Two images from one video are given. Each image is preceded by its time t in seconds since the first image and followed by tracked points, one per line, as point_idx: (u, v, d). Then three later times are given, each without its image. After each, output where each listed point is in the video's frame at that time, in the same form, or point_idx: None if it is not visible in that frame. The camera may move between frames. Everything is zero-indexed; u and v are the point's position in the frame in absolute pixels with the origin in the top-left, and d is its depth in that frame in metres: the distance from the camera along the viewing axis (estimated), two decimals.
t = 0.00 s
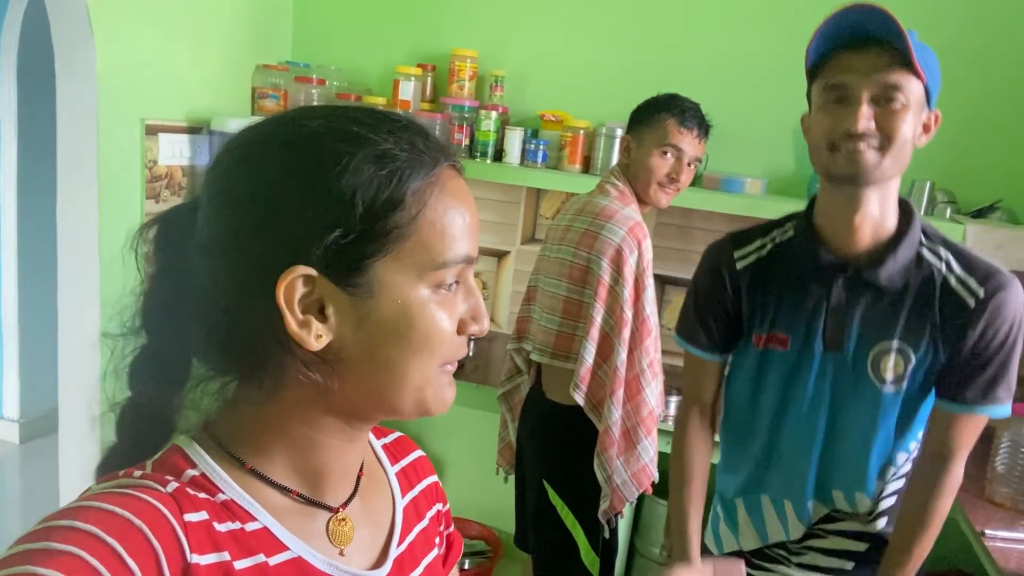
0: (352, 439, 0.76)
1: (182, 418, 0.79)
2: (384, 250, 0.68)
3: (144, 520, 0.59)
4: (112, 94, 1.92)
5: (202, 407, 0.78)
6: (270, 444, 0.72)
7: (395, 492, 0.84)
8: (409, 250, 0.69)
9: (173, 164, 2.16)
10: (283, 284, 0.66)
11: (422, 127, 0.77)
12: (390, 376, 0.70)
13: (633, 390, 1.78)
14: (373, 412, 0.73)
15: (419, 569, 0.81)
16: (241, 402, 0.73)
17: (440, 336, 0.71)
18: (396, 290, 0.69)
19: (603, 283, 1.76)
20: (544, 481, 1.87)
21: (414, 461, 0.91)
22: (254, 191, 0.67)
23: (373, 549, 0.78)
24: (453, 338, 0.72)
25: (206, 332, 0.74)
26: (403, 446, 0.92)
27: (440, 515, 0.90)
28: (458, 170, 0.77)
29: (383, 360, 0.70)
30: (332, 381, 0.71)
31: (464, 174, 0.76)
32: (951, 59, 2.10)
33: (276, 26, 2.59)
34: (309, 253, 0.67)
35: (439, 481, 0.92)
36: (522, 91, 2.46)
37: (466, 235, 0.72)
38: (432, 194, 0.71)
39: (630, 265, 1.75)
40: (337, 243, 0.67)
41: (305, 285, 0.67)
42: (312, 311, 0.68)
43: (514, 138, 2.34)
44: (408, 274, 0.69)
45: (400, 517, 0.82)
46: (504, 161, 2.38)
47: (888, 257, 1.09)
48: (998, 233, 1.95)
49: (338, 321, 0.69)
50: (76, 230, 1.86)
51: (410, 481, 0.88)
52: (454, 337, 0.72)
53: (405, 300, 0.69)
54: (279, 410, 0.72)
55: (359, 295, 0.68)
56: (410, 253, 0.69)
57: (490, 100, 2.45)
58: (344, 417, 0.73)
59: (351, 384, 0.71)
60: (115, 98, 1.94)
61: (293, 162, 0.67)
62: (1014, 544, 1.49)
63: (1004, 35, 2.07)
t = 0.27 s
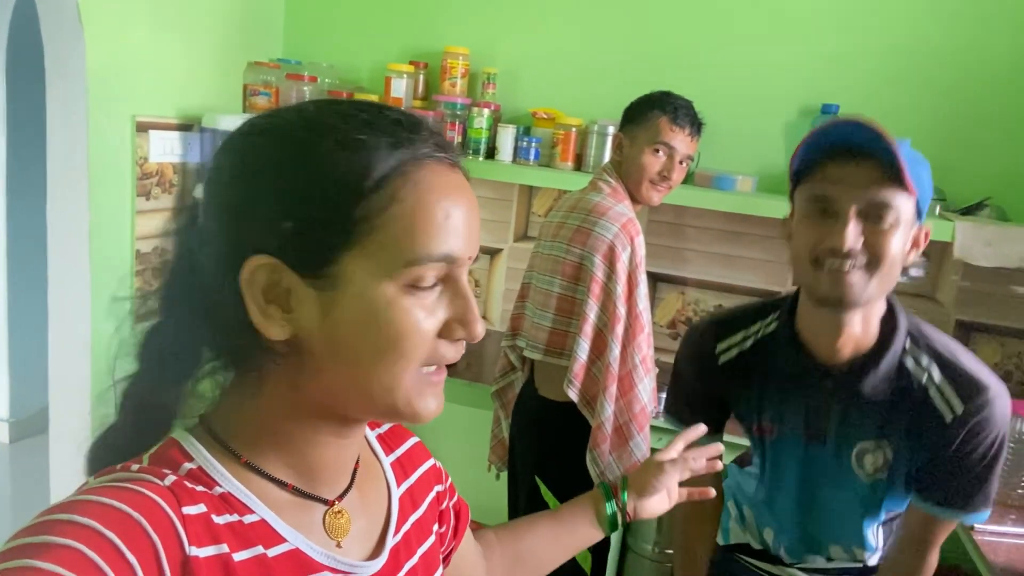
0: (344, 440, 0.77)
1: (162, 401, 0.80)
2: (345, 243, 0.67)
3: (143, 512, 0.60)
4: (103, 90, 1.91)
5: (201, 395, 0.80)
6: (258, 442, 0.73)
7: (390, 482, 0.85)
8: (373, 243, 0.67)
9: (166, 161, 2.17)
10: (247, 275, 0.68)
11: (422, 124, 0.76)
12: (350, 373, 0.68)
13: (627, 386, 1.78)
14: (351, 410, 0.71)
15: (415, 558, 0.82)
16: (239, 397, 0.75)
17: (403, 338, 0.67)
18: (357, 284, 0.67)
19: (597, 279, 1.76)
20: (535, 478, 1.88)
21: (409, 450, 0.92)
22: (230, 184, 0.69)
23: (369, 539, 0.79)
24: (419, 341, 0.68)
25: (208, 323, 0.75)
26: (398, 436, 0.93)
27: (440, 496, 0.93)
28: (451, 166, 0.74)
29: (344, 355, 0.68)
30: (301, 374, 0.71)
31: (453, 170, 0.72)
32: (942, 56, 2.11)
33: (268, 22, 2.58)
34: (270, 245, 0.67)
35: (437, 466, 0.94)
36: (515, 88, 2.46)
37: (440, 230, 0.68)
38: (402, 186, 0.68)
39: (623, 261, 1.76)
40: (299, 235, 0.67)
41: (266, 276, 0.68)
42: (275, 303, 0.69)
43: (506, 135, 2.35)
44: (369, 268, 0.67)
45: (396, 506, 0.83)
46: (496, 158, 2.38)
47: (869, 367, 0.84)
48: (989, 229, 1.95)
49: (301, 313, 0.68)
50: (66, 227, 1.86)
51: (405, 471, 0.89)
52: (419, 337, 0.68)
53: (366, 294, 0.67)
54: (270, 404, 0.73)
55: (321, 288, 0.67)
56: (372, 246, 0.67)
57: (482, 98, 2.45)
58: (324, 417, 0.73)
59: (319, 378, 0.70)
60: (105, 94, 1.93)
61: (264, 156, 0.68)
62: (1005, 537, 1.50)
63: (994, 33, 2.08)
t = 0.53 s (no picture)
0: (337, 448, 0.77)
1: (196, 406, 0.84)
2: (276, 235, 0.70)
3: (143, 513, 0.59)
4: (89, 85, 1.89)
5: (206, 394, 0.81)
6: (241, 443, 0.73)
7: (393, 486, 0.86)
8: (296, 236, 0.69)
9: (154, 157, 2.15)
10: (217, 262, 0.74)
11: (415, 133, 0.75)
12: (275, 367, 0.70)
13: (621, 385, 1.78)
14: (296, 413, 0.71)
15: (417, 562, 0.82)
16: (238, 398, 0.75)
17: (312, 336, 0.67)
18: (280, 276, 0.69)
19: (591, 278, 1.76)
20: (530, 475, 1.87)
21: (411, 457, 0.93)
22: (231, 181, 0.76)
23: (371, 543, 0.78)
24: (327, 343, 0.67)
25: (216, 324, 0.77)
26: (402, 443, 0.94)
27: (442, 503, 0.93)
28: (410, 170, 0.71)
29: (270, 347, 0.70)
30: (253, 364, 0.74)
31: (404, 172, 0.70)
32: (934, 53, 2.12)
33: (256, 16, 2.55)
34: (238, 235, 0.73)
35: (438, 471, 0.95)
36: (507, 84, 2.45)
37: (359, 229, 0.67)
38: (333, 183, 0.69)
39: (616, 260, 1.75)
40: (253, 227, 0.72)
41: (231, 263, 0.74)
42: (235, 290, 0.74)
43: (498, 131, 2.33)
44: (288, 260, 0.69)
45: (399, 511, 0.84)
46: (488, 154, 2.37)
47: (840, 436, 1.14)
48: (979, 226, 1.97)
49: (250, 301, 0.73)
50: (52, 225, 1.84)
51: (409, 476, 0.90)
52: (323, 335, 0.67)
53: (283, 287, 0.69)
54: (254, 404, 0.74)
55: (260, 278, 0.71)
56: (295, 239, 0.69)
57: (474, 93, 2.43)
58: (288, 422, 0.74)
59: (262, 369, 0.73)
60: (92, 90, 1.90)
61: (252, 154, 0.74)
62: (995, 533, 1.51)
63: (986, 29, 2.08)
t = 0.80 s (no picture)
0: (348, 451, 0.76)
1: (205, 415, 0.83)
2: (275, 240, 0.70)
3: (156, 514, 0.59)
4: (83, 84, 1.87)
5: (218, 401, 0.80)
6: (252, 446, 0.73)
7: (401, 494, 0.85)
8: (294, 240, 0.68)
9: (148, 158, 2.13)
10: (223, 272, 0.74)
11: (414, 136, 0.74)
12: (277, 372, 0.69)
13: (621, 383, 1.78)
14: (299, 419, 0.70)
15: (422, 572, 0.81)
16: (249, 403, 0.75)
17: (311, 338, 0.66)
18: (281, 280, 0.68)
19: (590, 277, 1.75)
20: (531, 476, 1.86)
21: (419, 467, 0.92)
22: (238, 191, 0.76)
23: (379, 551, 0.78)
24: (326, 345, 0.66)
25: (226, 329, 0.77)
26: (408, 452, 0.93)
27: (444, 519, 0.92)
28: (406, 169, 0.70)
29: (273, 353, 0.69)
30: (261, 370, 0.74)
31: (398, 171, 0.69)
32: (931, 51, 2.12)
33: (250, 15, 2.53)
34: (243, 244, 0.73)
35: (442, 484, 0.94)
36: (504, 83, 2.43)
37: (354, 228, 0.66)
38: (328, 185, 0.68)
39: (616, 259, 1.75)
40: (255, 234, 0.72)
41: (237, 272, 0.73)
42: (241, 298, 0.73)
43: (495, 130, 2.33)
44: (287, 264, 0.68)
45: (407, 518, 0.83)
46: (485, 153, 2.36)
47: (844, 445, 1.15)
48: (977, 224, 1.98)
49: (255, 309, 0.72)
50: (47, 227, 1.82)
51: (416, 484, 0.89)
52: (319, 336, 0.66)
53: (283, 291, 0.68)
54: (262, 408, 0.74)
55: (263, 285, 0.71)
56: (293, 242, 0.68)
57: (471, 92, 2.42)
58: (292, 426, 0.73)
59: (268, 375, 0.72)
60: (86, 89, 1.88)
61: (257, 163, 0.74)
62: (995, 531, 1.52)
63: (983, 28, 2.08)
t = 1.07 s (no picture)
0: (353, 450, 0.75)
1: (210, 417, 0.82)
2: (278, 234, 0.69)
3: (162, 513, 0.59)
4: (81, 85, 1.86)
5: (221, 401, 0.79)
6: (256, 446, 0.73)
7: (404, 493, 0.85)
8: (297, 233, 0.68)
9: (146, 158, 2.13)
10: (225, 272, 0.74)
11: (411, 130, 0.74)
12: (283, 367, 0.68)
13: (622, 382, 1.78)
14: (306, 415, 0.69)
15: (425, 570, 0.81)
16: (254, 402, 0.75)
17: (318, 329, 0.65)
18: (285, 274, 0.68)
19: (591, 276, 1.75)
20: (531, 475, 1.86)
21: (422, 465, 0.92)
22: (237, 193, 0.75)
23: (383, 549, 0.78)
24: (333, 334, 0.65)
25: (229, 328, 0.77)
26: (411, 450, 0.93)
27: (445, 518, 0.91)
28: (406, 161, 0.70)
29: (278, 349, 0.69)
30: (266, 367, 0.73)
31: (397, 161, 0.69)
32: (930, 47, 2.12)
33: (248, 15, 2.52)
34: (245, 243, 0.73)
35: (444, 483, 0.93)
36: (502, 81, 2.43)
37: (358, 218, 0.66)
38: (330, 177, 0.68)
39: (618, 258, 1.75)
40: (256, 231, 0.71)
41: (239, 271, 0.73)
42: (244, 297, 0.73)
43: (494, 128, 2.32)
44: (291, 258, 0.68)
45: (410, 517, 0.83)
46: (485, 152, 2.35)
47: (851, 453, 1.15)
48: (977, 221, 1.98)
49: (259, 306, 0.72)
50: (46, 229, 1.82)
51: (419, 483, 0.89)
52: (325, 327, 0.65)
53: (288, 284, 0.67)
54: (267, 406, 0.74)
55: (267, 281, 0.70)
56: (297, 235, 0.68)
57: (469, 91, 2.42)
58: (297, 422, 0.73)
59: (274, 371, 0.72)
60: (84, 90, 1.88)
61: (256, 162, 0.74)
62: (997, 527, 1.52)
63: (982, 24, 2.08)
